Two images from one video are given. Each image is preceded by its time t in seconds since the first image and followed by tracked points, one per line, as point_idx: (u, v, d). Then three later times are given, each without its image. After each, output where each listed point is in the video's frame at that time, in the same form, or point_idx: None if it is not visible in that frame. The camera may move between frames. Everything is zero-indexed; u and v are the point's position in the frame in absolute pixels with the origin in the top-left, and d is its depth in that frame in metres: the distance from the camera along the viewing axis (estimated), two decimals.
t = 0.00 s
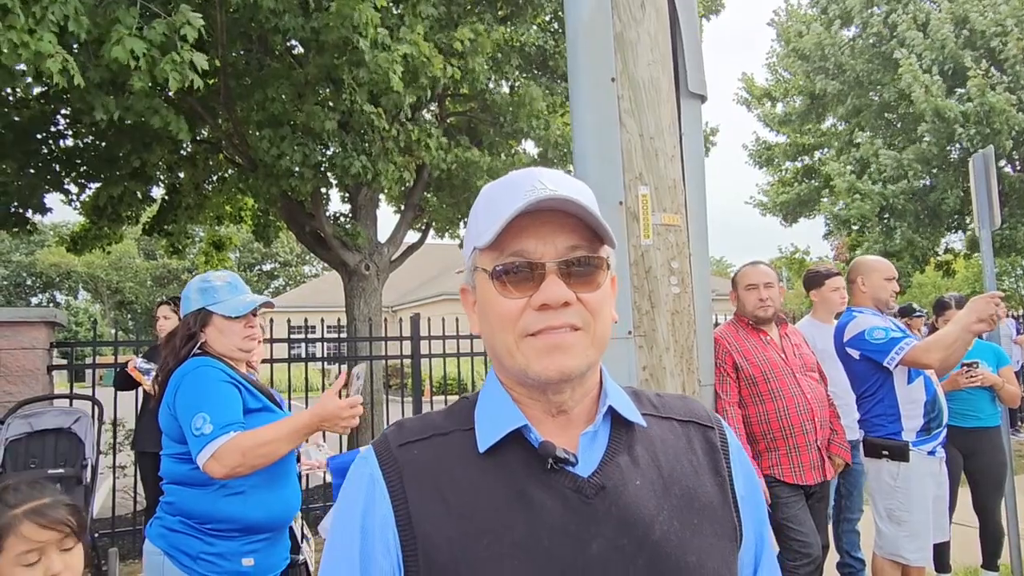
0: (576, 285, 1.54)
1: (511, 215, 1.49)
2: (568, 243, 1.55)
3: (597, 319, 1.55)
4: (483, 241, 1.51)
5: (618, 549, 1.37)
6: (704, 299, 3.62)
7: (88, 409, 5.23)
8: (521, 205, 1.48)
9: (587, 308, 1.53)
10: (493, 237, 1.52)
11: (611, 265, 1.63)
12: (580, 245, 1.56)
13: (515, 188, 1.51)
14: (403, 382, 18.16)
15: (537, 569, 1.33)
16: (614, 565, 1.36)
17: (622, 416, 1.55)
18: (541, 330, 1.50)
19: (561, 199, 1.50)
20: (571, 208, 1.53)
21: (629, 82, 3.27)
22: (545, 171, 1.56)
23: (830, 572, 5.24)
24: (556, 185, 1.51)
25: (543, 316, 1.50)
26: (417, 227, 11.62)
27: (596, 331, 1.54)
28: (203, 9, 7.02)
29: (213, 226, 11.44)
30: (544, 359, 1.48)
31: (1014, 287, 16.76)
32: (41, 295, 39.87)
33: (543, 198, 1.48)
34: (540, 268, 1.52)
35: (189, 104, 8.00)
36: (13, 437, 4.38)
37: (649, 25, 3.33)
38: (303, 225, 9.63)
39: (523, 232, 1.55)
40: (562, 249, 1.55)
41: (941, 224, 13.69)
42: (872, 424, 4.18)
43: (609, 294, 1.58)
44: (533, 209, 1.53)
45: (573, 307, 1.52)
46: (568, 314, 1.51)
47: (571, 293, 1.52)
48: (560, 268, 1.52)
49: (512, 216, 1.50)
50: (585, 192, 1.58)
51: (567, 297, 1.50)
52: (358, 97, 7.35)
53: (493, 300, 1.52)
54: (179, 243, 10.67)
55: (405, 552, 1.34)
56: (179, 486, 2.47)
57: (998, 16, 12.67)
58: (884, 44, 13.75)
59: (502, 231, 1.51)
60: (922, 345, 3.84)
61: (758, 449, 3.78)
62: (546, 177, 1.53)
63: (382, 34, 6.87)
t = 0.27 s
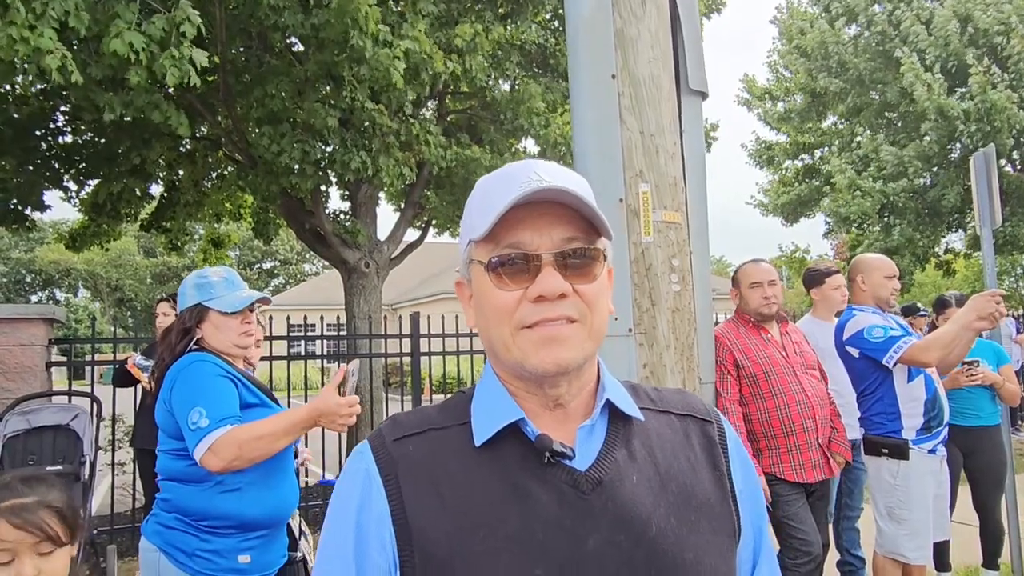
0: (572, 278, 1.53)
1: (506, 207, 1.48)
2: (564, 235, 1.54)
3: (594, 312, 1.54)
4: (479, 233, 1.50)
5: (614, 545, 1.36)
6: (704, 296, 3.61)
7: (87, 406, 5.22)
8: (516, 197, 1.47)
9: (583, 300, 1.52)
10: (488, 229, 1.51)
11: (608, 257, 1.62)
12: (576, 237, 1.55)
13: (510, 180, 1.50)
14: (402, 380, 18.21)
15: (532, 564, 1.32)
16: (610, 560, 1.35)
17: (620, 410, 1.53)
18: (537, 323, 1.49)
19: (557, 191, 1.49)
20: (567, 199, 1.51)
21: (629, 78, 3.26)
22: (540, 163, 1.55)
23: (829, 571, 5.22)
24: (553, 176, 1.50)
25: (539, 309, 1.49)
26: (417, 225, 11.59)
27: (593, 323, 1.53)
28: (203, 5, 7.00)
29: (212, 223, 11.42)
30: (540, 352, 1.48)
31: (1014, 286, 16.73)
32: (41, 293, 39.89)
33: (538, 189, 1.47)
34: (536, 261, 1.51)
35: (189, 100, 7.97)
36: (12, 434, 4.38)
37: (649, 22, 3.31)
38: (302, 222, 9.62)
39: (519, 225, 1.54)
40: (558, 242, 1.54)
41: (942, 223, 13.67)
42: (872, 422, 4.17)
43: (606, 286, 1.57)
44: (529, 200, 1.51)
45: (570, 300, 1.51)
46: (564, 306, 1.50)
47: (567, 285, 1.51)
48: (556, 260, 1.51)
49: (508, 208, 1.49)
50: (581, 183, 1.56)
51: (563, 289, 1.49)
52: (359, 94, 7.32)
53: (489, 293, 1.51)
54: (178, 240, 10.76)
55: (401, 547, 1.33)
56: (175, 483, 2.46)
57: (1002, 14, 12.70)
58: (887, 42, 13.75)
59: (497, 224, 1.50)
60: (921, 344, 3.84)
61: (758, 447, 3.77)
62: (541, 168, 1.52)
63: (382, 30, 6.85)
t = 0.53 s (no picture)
0: (566, 276, 1.52)
1: (500, 205, 1.47)
2: (558, 233, 1.53)
3: (588, 310, 1.53)
4: (474, 230, 1.50)
5: (610, 538, 1.36)
6: (704, 295, 3.60)
7: (85, 405, 5.21)
8: (511, 195, 1.47)
9: (577, 298, 1.52)
10: (482, 227, 1.51)
11: (603, 255, 1.61)
12: (571, 236, 1.54)
13: (505, 178, 1.49)
14: (401, 379, 18.25)
15: (528, 559, 1.32)
16: (606, 555, 1.35)
17: (614, 406, 1.53)
18: (531, 320, 1.49)
19: (552, 189, 1.48)
20: (562, 198, 1.51)
21: (629, 77, 3.26)
22: (537, 161, 1.54)
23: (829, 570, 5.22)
24: (548, 175, 1.50)
25: (533, 306, 1.48)
26: (417, 224, 11.58)
27: (587, 321, 1.52)
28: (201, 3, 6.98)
29: (211, 222, 11.41)
30: (534, 349, 1.47)
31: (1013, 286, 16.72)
32: (40, 291, 39.87)
33: (533, 188, 1.46)
34: (531, 259, 1.51)
35: (188, 99, 7.94)
36: (10, 432, 4.37)
37: (649, 20, 3.31)
38: (301, 221, 9.61)
39: (514, 222, 1.53)
40: (552, 240, 1.53)
41: (941, 222, 13.68)
42: (871, 421, 4.16)
43: (601, 285, 1.57)
44: (524, 199, 1.51)
45: (563, 298, 1.50)
46: (558, 304, 1.50)
47: (561, 284, 1.50)
48: (550, 258, 1.51)
49: (503, 206, 1.49)
50: (576, 182, 1.56)
51: (557, 288, 1.49)
52: (358, 92, 7.30)
53: (483, 290, 1.51)
54: (175, 239, 10.77)
55: (396, 542, 1.32)
56: (172, 481, 2.45)
57: (1005, 13, 12.74)
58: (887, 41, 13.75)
59: (491, 222, 1.49)
60: (919, 344, 3.84)
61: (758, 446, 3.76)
62: (537, 167, 1.51)
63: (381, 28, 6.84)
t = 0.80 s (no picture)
0: (558, 278, 1.53)
1: (493, 208, 1.48)
2: (551, 236, 1.53)
3: (579, 312, 1.54)
4: (468, 232, 1.51)
5: (599, 535, 1.37)
6: (702, 294, 3.61)
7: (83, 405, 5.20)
8: (504, 197, 1.48)
9: (569, 300, 1.52)
10: (476, 228, 1.52)
11: (596, 258, 1.62)
12: (563, 238, 1.54)
13: (499, 180, 1.50)
14: (399, 379, 18.30)
15: (518, 556, 1.33)
16: (595, 552, 1.36)
17: (604, 405, 1.54)
18: (522, 321, 1.50)
19: (545, 193, 1.49)
20: (555, 202, 1.51)
21: (627, 77, 3.26)
22: (531, 164, 1.54)
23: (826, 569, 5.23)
24: (541, 179, 1.50)
25: (524, 307, 1.49)
26: (416, 223, 11.58)
27: (577, 323, 1.53)
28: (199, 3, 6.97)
29: (210, 222, 11.40)
30: (524, 350, 1.48)
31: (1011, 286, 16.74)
32: (38, 291, 39.86)
33: (526, 191, 1.47)
34: (522, 260, 1.51)
35: (186, 99, 7.93)
36: (8, 432, 4.37)
37: (647, 20, 3.32)
38: (300, 220, 9.62)
39: (508, 224, 1.54)
40: (545, 242, 1.53)
41: (939, 222, 13.72)
42: (867, 421, 4.17)
43: (592, 287, 1.57)
44: (517, 202, 1.51)
45: (554, 299, 1.51)
46: (549, 305, 1.50)
47: (553, 285, 1.51)
48: (542, 260, 1.51)
49: (496, 208, 1.49)
50: (570, 186, 1.56)
51: (548, 289, 1.49)
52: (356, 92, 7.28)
53: (475, 291, 1.52)
54: (174, 239, 10.79)
55: (387, 539, 1.33)
56: (169, 481, 2.45)
57: (1005, 14, 12.83)
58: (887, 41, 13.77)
59: (485, 223, 1.50)
60: (915, 342, 3.86)
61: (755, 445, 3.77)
62: (532, 170, 1.51)
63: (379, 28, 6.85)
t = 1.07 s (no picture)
0: (557, 278, 1.54)
1: (494, 209, 1.49)
2: (550, 237, 1.54)
3: (577, 312, 1.55)
4: (469, 232, 1.51)
5: (596, 530, 1.38)
6: (702, 292, 3.61)
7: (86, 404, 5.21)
8: (505, 199, 1.48)
9: (567, 299, 1.53)
10: (477, 228, 1.52)
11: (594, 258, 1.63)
12: (562, 239, 1.55)
13: (500, 181, 1.50)
14: (400, 377, 18.33)
15: (515, 550, 1.34)
16: (592, 545, 1.37)
17: (600, 402, 1.54)
18: (521, 320, 1.50)
19: (545, 196, 1.49)
20: (554, 204, 1.52)
21: (628, 75, 3.27)
22: (531, 166, 1.55)
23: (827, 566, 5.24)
24: (542, 181, 1.50)
25: (523, 306, 1.50)
26: (416, 222, 11.59)
27: (575, 322, 1.54)
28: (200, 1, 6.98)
29: (210, 220, 11.41)
30: (523, 348, 1.49)
31: (1012, 282, 16.75)
32: (39, 290, 39.90)
33: (527, 193, 1.48)
34: (522, 260, 1.52)
35: (186, 97, 7.92)
36: (11, 431, 4.38)
37: (648, 19, 3.32)
38: (301, 219, 9.63)
39: (508, 224, 1.54)
40: (544, 243, 1.54)
41: (940, 219, 13.73)
42: (866, 418, 4.18)
43: (590, 287, 1.58)
44: (517, 203, 1.52)
45: (553, 298, 1.52)
46: (548, 304, 1.51)
47: (552, 285, 1.52)
48: (541, 260, 1.52)
49: (497, 210, 1.50)
50: (570, 188, 1.57)
51: (548, 289, 1.50)
52: (357, 91, 7.26)
53: (475, 289, 1.52)
54: (175, 238, 10.81)
55: (388, 533, 1.34)
56: (172, 480, 2.47)
57: (1007, 10, 12.88)
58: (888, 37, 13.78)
59: (486, 223, 1.50)
60: (913, 339, 3.85)
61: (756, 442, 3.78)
62: (532, 172, 1.51)
63: (380, 26, 6.85)
